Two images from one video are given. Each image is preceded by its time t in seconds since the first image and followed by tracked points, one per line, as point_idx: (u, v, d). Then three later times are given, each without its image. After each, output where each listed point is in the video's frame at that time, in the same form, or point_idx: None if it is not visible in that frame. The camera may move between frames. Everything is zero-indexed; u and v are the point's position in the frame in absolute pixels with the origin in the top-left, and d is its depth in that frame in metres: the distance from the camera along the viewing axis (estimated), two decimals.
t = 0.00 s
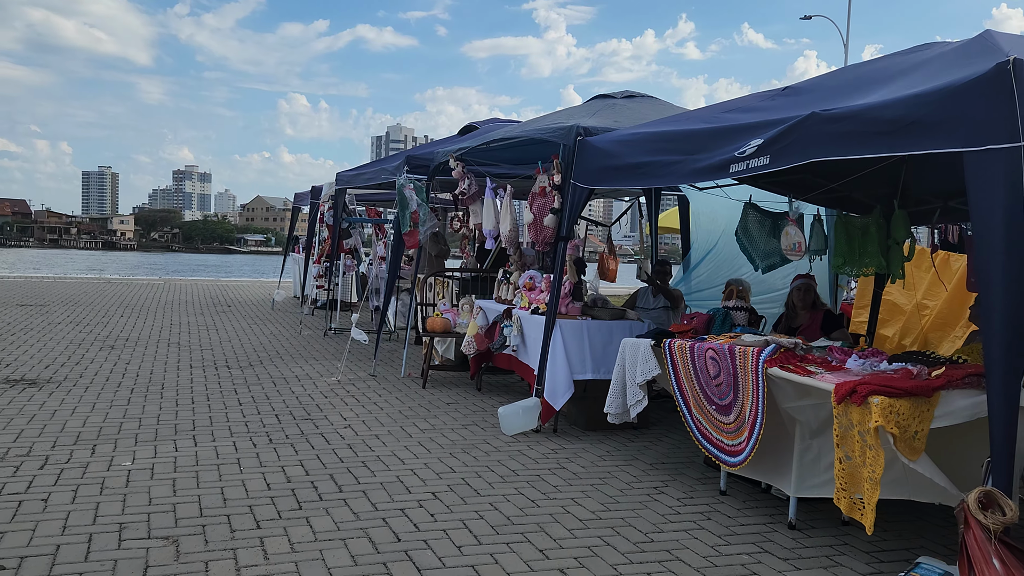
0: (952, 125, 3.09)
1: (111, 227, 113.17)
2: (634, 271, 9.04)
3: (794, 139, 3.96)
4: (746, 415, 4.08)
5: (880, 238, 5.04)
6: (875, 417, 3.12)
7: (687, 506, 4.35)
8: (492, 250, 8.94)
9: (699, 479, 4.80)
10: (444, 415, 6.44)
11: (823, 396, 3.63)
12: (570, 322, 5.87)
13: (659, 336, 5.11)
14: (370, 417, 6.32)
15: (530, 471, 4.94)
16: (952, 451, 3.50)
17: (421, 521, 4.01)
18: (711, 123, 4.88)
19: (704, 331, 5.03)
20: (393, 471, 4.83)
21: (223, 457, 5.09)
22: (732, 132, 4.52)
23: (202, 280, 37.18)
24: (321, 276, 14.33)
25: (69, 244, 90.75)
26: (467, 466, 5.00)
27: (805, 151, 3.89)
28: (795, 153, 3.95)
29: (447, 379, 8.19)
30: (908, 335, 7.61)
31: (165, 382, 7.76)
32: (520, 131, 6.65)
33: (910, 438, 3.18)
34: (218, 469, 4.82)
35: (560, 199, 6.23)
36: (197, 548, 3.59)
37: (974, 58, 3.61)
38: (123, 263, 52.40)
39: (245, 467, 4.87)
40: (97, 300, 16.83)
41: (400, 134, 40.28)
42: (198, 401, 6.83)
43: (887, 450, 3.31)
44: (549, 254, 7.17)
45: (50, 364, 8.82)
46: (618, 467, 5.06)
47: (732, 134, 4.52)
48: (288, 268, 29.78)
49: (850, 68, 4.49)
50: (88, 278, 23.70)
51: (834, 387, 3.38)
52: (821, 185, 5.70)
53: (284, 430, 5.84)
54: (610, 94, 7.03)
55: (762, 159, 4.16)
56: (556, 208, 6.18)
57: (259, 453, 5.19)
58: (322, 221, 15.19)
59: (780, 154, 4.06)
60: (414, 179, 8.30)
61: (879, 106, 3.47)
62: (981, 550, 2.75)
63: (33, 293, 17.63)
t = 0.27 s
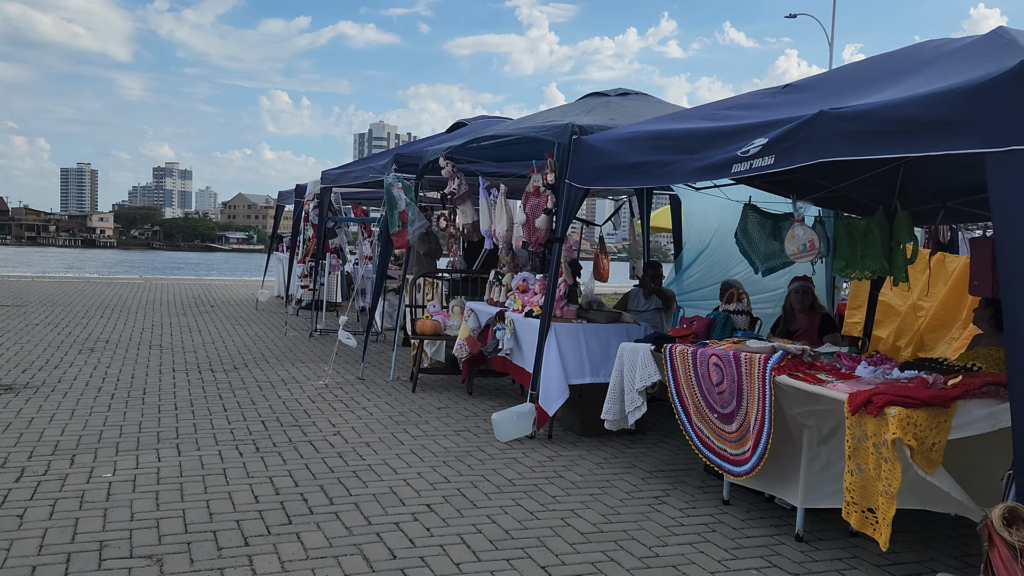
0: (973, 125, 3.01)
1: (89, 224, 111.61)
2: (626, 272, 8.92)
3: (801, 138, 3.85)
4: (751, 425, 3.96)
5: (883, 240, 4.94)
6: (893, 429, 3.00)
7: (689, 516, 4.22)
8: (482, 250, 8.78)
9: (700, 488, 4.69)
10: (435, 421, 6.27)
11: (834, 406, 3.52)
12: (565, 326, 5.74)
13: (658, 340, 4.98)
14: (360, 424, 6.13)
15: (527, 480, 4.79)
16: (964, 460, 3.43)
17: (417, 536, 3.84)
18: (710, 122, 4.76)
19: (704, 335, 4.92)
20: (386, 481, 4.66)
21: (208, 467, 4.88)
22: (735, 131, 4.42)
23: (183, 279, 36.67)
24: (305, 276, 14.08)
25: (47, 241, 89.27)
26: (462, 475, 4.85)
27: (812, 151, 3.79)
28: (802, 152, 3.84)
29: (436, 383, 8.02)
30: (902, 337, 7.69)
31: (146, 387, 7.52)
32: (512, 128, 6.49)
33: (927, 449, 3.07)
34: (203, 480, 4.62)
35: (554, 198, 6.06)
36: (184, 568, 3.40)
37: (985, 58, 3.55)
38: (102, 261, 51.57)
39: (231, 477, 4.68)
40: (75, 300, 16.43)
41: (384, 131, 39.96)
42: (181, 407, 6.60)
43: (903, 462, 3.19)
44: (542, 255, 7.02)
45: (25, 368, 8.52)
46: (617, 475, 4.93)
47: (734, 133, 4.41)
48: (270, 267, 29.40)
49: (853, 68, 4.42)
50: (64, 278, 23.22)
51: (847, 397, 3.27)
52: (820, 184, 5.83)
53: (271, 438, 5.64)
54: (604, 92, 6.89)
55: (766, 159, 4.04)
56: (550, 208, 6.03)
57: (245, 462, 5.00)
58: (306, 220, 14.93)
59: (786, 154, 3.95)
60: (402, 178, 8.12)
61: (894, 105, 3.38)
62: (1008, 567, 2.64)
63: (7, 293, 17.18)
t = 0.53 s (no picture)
0: (985, 123, 2.96)
1: (66, 225, 110.00)
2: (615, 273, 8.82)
3: (800, 136, 3.77)
4: (748, 432, 3.86)
5: (878, 241, 4.85)
6: (901, 437, 2.92)
7: (688, 525, 4.12)
8: (470, 251, 8.64)
9: (697, 495, 4.59)
10: (424, 427, 6.13)
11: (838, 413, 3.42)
12: (557, 329, 5.61)
13: (653, 344, 4.88)
14: (347, 430, 5.97)
15: (521, 488, 4.67)
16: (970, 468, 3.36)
17: (409, 549, 3.70)
18: (703, 120, 4.67)
19: (701, 339, 4.80)
20: (376, 491, 4.52)
21: (190, 476, 4.71)
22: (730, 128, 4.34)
23: (162, 280, 36.13)
24: (288, 277, 13.87)
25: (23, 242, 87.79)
26: (454, 484, 4.71)
27: (811, 149, 3.70)
28: (801, 151, 3.76)
29: (424, 386, 7.88)
30: (892, 338, 7.58)
31: (125, 391, 7.30)
32: (503, 128, 6.39)
33: (936, 458, 2.98)
34: (185, 491, 4.44)
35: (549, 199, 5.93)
36: None
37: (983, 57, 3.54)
38: (79, 262, 50.73)
39: (214, 487, 4.50)
40: (51, 302, 16.06)
41: (366, 131, 39.65)
42: (161, 413, 6.40)
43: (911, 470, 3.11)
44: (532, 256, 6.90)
45: None
46: (612, 482, 4.82)
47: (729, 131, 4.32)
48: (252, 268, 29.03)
49: (850, 65, 4.36)
50: (40, 279, 22.75)
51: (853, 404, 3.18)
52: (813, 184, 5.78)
53: (255, 445, 5.47)
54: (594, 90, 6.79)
55: (763, 157, 3.95)
56: (544, 209, 5.90)
57: (229, 471, 4.82)
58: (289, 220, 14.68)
59: (783, 152, 3.86)
60: (388, 177, 7.96)
61: (899, 103, 3.32)
62: None
63: None
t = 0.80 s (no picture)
0: (1003, 109, 2.86)
1: (49, 225, 108.71)
2: (608, 271, 8.70)
3: (805, 127, 3.65)
4: (750, 434, 3.73)
5: (882, 237, 4.73)
6: (920, 438, 2.79)
7: (690, 529, 3.99)
8: (461, 249, 8.48)
9: (697, 497, 4.47)
10: (415, 429, 5.96)
11: (847, 415, 3.30)
12: (552, 328, 5.45)
13: (653, 341, 4.75)
14: (336, 432, 5.80)
15: (517, 492, 4.52)
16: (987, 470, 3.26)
17: (402, 557, 3.54)
18: (702, 112, 4.55)
19: (701, 337, 4.67)
20: (366, 495, 4.35)
21: (172, 481, 4.52)
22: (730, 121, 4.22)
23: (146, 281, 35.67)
24: (274, 277, 13.66)
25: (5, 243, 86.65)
26: (447, 487, 4.56)
27: (815, 140, 3.58)
28: (804, 142, 3.64)
29: (414, 387, 7.72)
30: (888, 337, 7.72)
31: (105, 392, 7.07)
32: (496, 125, 6.25)
33: (954, 460, 2.86)
34: (167, 496, 4.26)
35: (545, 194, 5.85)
36: None
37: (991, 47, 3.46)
38: (62, 263, 50.06)
39: (198, 492, 4.32)
40: (32, 303, 15.73)
41: (353, 131, 39.40)
42: (143, 415, 6.19)
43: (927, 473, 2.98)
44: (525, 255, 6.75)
45: None
46: (610, 485, 4.69)
47: (730, 123, 4.21)
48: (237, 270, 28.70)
49: (852, 54, 4.26)
50: (22, 280, 22.38)
51: (867, 404, 3.05)
52: (812, 184, 5.73)
53: (240, 448, 5.28)
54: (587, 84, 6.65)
55: (766, 149, 3.83)
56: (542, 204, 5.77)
57: (213, 476, 4.64)
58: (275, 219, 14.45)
59: (786, 144, 3.74)
60: (377, 174, 7.80)
61: (911, 91, 3.20)
62: None
63: None
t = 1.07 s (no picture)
0: None
1: (44, 226, 108.25)
2: (610, 273, 8.52)
3: (828, 121, 3.48)
4: (767, 447, 3.53)
5: (900, 237, 4.55)
6: (959, 454, 2.61)
7: (705, 546, 3.79)
8: (460, 250, 8.28)
9: (709, 510, 4.28)
10: (414, 437, 5.76)
11: (870, 426, 3.12)
12: (557, 332, 5.26)
13: (663, 347, 4.57)
14: (331, 440, 5.59)
15: (521, 505, 4.32)
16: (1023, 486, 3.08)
17: None
18: (714, 108, 4.37)
19: (713, 343, 4.52)
20: (364, 509, 4.15)
21: (161, 494, 4.30)
22: (748, 117, 4.05)
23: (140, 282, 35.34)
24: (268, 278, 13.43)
25: None
26: (448, 500, 4.37)
27: (839, 135, 3.40)
28: (827, 137, 3.46)
29: (412, 392, 7.52)
30: (898, 339, 7.49)
31: (92, 398, 6.83)
32: (498, 122, 6.06)
33: (994, 477, 2.68)
34: (155, 510, 4.04)
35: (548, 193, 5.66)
36: None
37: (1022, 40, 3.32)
38: (56, 264, 49.73)
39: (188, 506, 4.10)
40: (20, 305, 15.41)
41: (349, 131, 39.14)
42: (131, 422, 5.96)
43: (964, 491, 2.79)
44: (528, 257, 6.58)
45: None
46: (617, 498, 4.50)
47: (746, 119, 4.04)
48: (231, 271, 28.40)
49: (872, 47, 4.10)
50: (11, 281, 22.07)
51: (897, 416, 2.87)
52: (823, 183, 5.56)
53: (233, 458, 5.07)
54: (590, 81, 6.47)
55: (785, 145, 3.66)
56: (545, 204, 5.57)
57: (204, 488, 4.42)
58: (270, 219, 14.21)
59: (808, 139, 3.57)
60: (375, 173, 7.59)
61: (946, 84, 3.05)
62: None
63: None
